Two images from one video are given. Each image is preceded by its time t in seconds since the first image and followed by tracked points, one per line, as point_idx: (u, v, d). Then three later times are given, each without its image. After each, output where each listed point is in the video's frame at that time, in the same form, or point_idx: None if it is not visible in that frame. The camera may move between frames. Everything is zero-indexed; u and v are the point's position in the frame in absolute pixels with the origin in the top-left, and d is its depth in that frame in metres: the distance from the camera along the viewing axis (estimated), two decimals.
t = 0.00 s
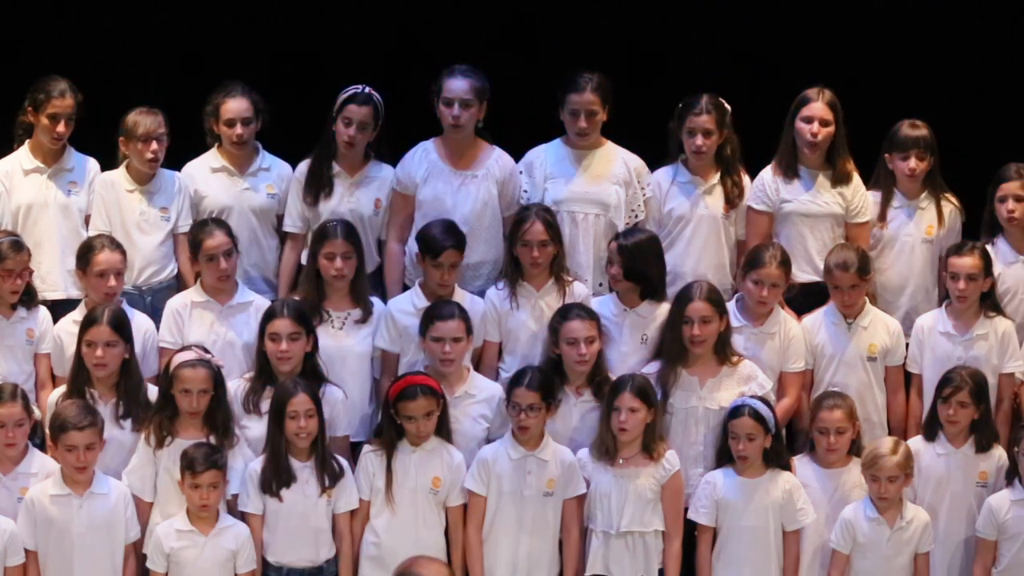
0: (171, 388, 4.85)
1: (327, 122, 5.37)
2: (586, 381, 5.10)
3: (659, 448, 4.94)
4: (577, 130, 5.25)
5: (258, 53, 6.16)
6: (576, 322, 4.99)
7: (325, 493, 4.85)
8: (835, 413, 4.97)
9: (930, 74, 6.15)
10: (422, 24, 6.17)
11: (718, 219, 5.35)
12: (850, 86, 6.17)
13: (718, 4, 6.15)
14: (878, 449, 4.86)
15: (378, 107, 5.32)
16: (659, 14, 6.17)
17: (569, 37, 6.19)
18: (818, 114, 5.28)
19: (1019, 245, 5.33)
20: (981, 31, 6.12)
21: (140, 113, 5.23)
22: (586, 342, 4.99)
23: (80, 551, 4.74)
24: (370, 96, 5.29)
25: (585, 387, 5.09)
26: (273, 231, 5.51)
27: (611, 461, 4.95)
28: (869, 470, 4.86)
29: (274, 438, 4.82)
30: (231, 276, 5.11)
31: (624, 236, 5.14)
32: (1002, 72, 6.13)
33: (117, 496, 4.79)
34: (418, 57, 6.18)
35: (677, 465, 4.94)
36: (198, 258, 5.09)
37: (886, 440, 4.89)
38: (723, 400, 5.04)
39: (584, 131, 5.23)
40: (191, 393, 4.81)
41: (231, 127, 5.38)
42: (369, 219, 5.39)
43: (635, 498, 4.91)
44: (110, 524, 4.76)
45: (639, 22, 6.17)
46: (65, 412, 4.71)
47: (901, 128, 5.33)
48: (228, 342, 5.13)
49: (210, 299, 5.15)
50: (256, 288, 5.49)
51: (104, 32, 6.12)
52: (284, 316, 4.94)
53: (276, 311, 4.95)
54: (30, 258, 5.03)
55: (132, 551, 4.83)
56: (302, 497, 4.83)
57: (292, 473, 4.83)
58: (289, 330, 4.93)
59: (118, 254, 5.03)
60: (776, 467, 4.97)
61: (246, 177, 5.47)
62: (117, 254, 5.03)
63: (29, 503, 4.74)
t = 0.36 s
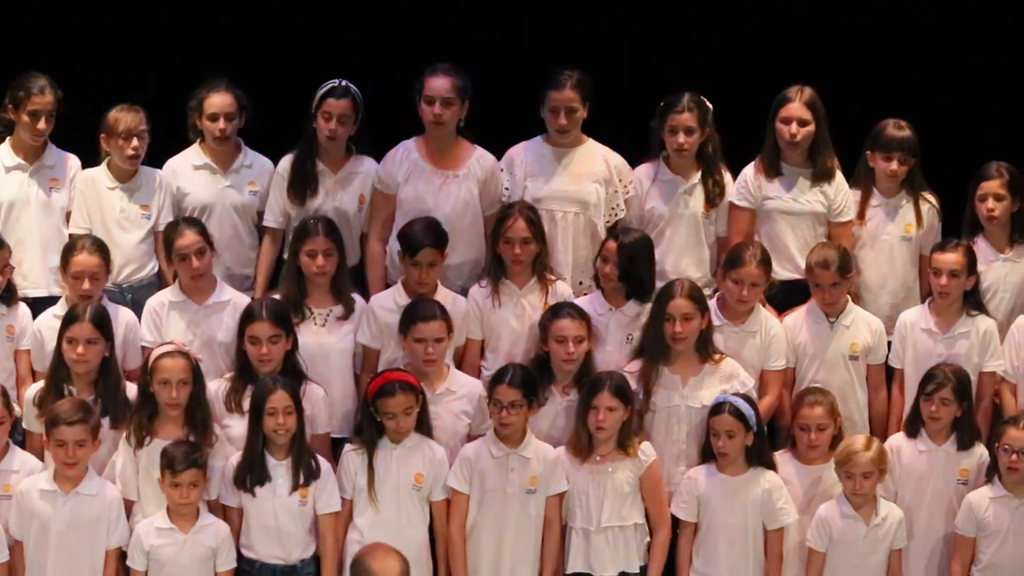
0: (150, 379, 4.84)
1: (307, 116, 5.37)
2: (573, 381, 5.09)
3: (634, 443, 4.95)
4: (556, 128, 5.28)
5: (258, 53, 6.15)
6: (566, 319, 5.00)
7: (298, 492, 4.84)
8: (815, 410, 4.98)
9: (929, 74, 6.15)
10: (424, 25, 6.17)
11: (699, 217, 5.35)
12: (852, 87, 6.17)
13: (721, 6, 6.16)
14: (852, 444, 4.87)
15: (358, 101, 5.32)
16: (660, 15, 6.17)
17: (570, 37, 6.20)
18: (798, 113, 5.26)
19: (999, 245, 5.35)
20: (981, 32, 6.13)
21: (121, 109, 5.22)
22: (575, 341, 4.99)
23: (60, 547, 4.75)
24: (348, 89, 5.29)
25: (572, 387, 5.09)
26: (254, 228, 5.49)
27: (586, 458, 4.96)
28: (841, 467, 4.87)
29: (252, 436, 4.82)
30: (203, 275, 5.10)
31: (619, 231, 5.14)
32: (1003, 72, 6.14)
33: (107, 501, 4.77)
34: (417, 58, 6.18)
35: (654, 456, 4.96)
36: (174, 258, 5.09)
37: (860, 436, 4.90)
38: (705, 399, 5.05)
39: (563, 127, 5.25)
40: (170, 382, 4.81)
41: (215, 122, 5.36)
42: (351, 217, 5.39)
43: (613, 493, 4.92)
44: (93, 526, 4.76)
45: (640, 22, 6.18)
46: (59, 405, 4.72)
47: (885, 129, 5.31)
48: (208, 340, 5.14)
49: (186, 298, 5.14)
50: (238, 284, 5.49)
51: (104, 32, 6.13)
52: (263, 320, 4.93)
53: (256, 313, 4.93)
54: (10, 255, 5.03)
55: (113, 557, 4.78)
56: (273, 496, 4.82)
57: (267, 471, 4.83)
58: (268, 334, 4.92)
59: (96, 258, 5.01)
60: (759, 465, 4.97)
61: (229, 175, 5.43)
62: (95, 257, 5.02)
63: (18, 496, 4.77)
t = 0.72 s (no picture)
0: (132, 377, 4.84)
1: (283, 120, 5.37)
2: (545, 379, 5.10)
3: (611, 437, 4.97)
4: (536, 125, 5.29)
5: (257, 53, 6.15)
6: (534, 317, 5.01)
7: (279, 489, 4.84)
8: (795, 407, 4.99)
9: (929, 74, 6.17)
10: (425, 25, 6.18)
11: (679, 216, 5.36)
12: (852, 87, 6.18)
13: (721, 5, 6.15)
14: (821, 441, 4.88)
15: (331, 104, 5.30)
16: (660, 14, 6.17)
17: (570, 37, 6.19)
18: (777, 110, 5.25)
19: (978, 241, 5.36)
20: (981, 31, 6.14)
21: (100, 107, 5.21)
22: (545, 338, 5.00)
23: (40, 544, 4.75)
24: (319, 95, 5.26)
25: (544, 384, 5.09)
26: (236, 227, 5.49)
27: (564, 456, 4.97)
28: (812, 465, 4.88)
29: (234, 433, 4.82)
30: (187, 271, 5.09)
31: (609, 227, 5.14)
32: (1002, 70, 6.16)
33: (83, 498, 4.78)
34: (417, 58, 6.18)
35: (631, 449, 4.97)
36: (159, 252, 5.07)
37: (833, 434, 4.90)
38: (686, 396, 5.06)
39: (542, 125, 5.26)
40: (152, 379, 4.80)
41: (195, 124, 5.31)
42: (335, 218, 5.40)
43: (589, 488, 4.94)
44: (72, 520, 4.77)
45: (640, 22, 6.17)
46: (33, 404, 4.70)
47: (858, 125, 5.32)
48: (190, 337, 5.15)
49: (169, 295, 5.15)
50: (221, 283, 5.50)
51: (104, 32, 6.12)
52: (245, 320, 4.92)
53: (236, 314, 4.93)
54: None
55: (91, 554, 4.80)
56: (254, 493, 4.82)
57: (248, 467, 4.83)
58: (249, 333, 4.92)
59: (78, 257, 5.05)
60: (740, 462, 4.98)
61: (209, 173, 5.42)
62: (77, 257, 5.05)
63: None
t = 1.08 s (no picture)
0: (110, 372, 4.86)
1: (257, 115, 5.37)
2: (521, 374, 5.10)
3: (591, 434, 4.98)
4: (513, 120, 5.29)
5: (258, 53, 6.14)
6: (509, 313, 5.02)
7: (258, 486, 4.85)
8: (772, 404, 5.00)
9: (929, 75, 6.17)
10: (425, 25, 6.18)
11: (655, 210, 5.38)
12: (853, 88, 6.19)
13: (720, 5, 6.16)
14: (792, 438, 4.88)
15: (306, 96, 5.32)
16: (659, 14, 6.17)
17: (569, 37, 6.19)
18: (749, 108, 5.27)
19: (952, 235, 5.37)
20: (982, 32, 6.14)
21: (73, 101, 5.23)
22: (518, 334, 5.01)
23: (19, 542, 4.75)
24: (293, 85, 5.29)
25: (520, 379, 5.09)
26: (214, 223, 5.47)
27: (542, 451, 4.99)
28: (784, 463, 4.88)
29: (212, 427, 4.83)
30: (168, 265, 5.10)
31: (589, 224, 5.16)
32: (1003, 70, 6.15)
33: (62, 489, 4.80)
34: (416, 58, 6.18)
35: (610, 448, 4.99)
36: (139, 244, 5.09)
37: (802, 430, 4.90)
38: (663, 391, 5.07)
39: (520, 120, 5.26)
40: (130, 372, 4.83)
41: (172, 120, 5.33)
42: (310, 210, 5.39)
43: (569, 485, 4.95)
44: (51, 515, 4.77)
45: (639, 22, 6.18)
46: (9, 402, 4.71)
47: (836, 120, 5.35)
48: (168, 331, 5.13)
49: (150, 288, 5.14)
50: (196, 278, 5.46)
51: (104, 32, 6.13)
52: (221, 316, 4.94)
53: (213, 309, 4.94)
54: None
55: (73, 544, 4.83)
56: (233, 489, 4.84)
57: (226, 463, 4.84)
58: (225, 329, 4.93)
59: (56, 256, 5.08)
60: (717, 457, 4.99)
61: (186, 168, 5.42)
62: (55, 257, 5.08)
63: None
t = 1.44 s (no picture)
0: (88, 366, 4.88)
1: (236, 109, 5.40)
2: (506, 366, 5.12)
3: (573, 430, 4.99)
4: (489, 113, 5.29)
5: (260, 52, 6.14)
6: (494, 304, 5.04)
7: (247, 479, 4.85)
8: (747, 393, 5.03)
9: (929, 74, 6.19)
10: (427, 26, 6.18)
11: (633, 204, 5.37)
12: (854, 88, 6.21)
13: (720, 5, 6.18)
14: (771, 431, 4.90)
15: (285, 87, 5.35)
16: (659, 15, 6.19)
17: (570, 36, 6.20)
18: (729, 100, 5.29)
19: (927, 228, 5.39)
20: (982, 32, 6.16)
21: (48, 97, 5.24)
22: (501, 325, 5.03)
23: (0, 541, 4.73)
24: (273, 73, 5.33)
25: (504, 371, 5.11)
26: (193, 219, 5.46)
27: (526, 446, 4.99)
28: (764, 456, 4.90)
29: (202, 418, 4.84)
30: (147, 259, 5.09)
31: (569, 218, 5.17)
32: (1002, 70, 6.18)
33: (49, 491, 4.78)
34: (417, 58, 6.18)
35: (592, 445, 5.01)
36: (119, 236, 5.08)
37: (779, 423, 4.93)
38: (640, 384, 5.08)
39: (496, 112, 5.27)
40: (108, 365, 4.85)
41: (151, 112, 5.31)
42: (286, 206, 5.40)
43: (552, 480, 4.96)
44: (32, 517, 4.76)
45: (640, 22, 6.19)
46: None
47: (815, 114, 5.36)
48: (146, 326, 5.12)
49: (130, 283, 5.13)
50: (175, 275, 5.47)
51: (104, 32, 6.12)
52: (197, 301, 4.97)
53: (189, 296, 4.98)
54: None
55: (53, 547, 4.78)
56: (224, 480, 4.83)
57: (215, 456, 4.84)
58: (201, 315, 4.96)
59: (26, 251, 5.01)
60: (695, 450, 5.00)
61: (165, 161, 5.40)
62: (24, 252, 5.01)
63: None
